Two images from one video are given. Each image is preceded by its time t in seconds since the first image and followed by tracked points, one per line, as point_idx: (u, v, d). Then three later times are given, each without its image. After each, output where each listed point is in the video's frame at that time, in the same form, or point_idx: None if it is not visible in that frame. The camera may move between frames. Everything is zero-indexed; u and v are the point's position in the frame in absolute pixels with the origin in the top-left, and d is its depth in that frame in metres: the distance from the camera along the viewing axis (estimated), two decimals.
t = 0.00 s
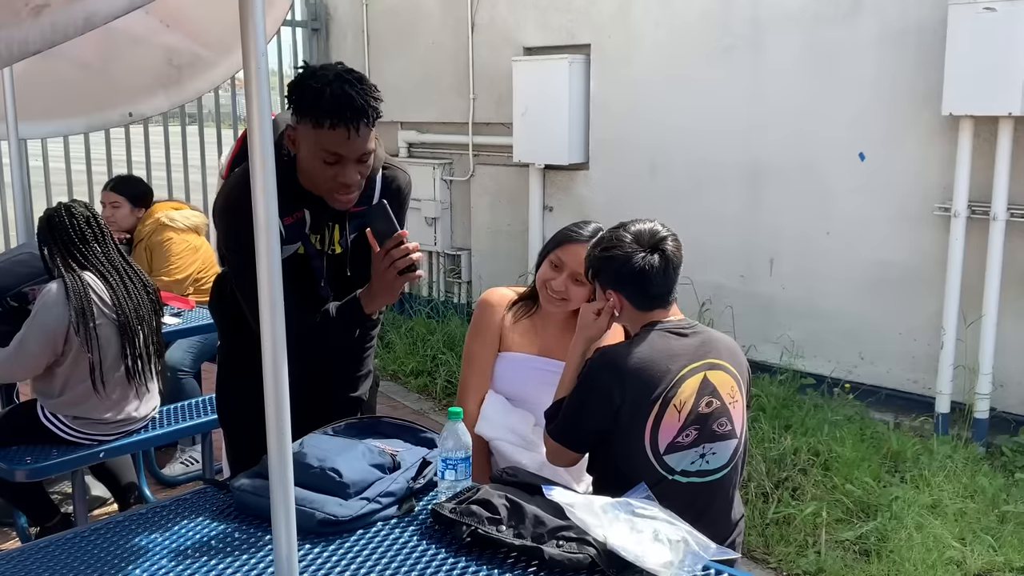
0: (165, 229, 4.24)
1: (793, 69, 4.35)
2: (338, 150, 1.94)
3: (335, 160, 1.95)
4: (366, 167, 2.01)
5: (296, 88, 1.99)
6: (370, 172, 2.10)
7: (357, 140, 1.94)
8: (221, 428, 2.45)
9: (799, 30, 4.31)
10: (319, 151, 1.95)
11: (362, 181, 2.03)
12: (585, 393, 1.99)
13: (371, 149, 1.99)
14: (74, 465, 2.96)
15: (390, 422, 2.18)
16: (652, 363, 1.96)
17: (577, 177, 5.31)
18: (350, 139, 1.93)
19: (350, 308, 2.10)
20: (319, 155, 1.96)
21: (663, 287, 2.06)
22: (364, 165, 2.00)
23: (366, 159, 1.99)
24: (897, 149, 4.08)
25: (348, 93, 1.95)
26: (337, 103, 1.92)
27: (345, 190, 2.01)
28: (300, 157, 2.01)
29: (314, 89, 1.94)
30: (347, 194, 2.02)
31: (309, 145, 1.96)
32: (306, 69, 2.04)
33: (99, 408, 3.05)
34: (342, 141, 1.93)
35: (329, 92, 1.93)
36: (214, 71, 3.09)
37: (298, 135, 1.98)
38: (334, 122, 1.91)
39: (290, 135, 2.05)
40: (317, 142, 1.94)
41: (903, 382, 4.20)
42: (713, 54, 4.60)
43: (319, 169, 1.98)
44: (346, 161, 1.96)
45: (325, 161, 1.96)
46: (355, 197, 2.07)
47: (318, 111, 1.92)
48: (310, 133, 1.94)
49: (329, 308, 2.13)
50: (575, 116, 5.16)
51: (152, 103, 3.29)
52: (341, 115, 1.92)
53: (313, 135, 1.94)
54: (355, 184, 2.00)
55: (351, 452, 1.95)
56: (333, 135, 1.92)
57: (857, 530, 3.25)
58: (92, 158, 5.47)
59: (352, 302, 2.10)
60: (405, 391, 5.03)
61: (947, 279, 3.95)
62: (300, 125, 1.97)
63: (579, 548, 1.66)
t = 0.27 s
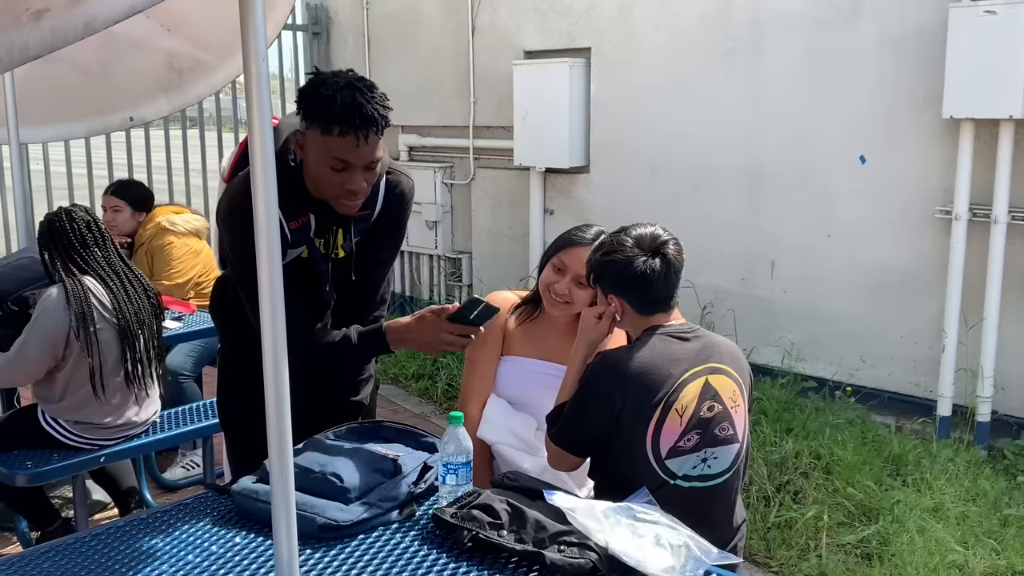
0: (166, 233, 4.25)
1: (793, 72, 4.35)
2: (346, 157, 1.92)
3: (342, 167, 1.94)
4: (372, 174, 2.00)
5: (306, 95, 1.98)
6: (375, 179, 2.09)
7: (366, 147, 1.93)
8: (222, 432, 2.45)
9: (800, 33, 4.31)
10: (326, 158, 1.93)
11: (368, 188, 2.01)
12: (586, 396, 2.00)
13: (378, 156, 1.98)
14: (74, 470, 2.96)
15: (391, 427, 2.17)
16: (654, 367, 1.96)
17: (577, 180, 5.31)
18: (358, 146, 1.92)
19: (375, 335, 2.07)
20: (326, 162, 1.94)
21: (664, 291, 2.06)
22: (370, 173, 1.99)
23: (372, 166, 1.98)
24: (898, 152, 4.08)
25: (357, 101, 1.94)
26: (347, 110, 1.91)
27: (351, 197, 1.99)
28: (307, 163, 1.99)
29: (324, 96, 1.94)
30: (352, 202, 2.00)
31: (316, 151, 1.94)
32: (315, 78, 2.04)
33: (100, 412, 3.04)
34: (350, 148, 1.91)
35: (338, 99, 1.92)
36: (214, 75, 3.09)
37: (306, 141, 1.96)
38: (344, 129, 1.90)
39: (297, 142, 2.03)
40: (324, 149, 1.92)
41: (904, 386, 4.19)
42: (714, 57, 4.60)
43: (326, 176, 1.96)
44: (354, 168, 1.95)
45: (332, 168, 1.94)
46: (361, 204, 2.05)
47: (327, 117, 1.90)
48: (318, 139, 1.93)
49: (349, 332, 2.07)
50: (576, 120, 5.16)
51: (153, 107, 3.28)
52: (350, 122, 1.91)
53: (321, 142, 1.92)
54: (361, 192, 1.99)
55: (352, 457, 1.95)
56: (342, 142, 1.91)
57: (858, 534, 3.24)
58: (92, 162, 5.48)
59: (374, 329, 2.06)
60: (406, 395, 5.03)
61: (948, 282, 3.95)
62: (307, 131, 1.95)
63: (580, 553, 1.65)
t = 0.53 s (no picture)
0: (169, 236, 4.26)
1: (795, 75, 4.35)
2: (375, 164, 1.95)
3: (370, 174, 1.97)
4: (395, 179, 2.04)
5: (325, 102, 1.97)
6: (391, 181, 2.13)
7: (394, 155, 1.97)
8: (223, 436, 2.45)
9: (801, 36, 4.31)
10: (354, 166, 1.95)
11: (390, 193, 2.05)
12: (587, 401, 1.99)
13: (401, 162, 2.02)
14: (77, 473, 2.96)
15: (394, 430, 2.17)
16: (656, 371, 1.95)
17: (580, 183, 5.31)
18: (388, 154, 1.96)
19: (405, 335, 2.00)
20: (354, 169, 1.96)
21: (670, 293, 2.06)
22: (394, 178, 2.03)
23: (396, 172, 2.02)
24: (900, 154, 4.08)
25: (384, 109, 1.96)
26: (377, 120, 1.92)
27: (375, 202, 2.03)
28: (330, 169, 2.00)
29: (352, 104, 1.93)
30: (376, 207, 2.04)
31: (343, 159, 1.95)
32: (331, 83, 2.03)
33: (102, 415, 3.04)
34: (380, 156, 1.95)
35: (366, 107, 1.93)
36: (217, 79, 3.09)
37: (330, 148, 1.96)
38: (374, 137, 1.93)
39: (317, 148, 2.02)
40: (353, 157, 1.94)
41: (907, 388, 4.19)
42: (715, 59, 4.61)
43: (352, 183, 1.98)
44: (381, 175, 1.98)
45: (360, 175, 1.97)
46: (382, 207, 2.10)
47: (357, 125, 1.92)
48: (346, 147, 1.94)
49: (381, 335, 2.01)
50: (578, 123, 5.16)
51: (155, 111, 3.27)
52: (381, 132, 1.93)
53: (350, 150, 1.94)
54: (384, 196, 2.03)
55: (354, 461, 1.95)
56: (372, 151, 1.94)
57: (862, 537, 3.24)
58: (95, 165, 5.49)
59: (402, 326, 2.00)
60: (408, 398, 5.03)
61: (951, 284, 3.94)
62: (333, 138, 1.95)
63: (583, 557, 1.65)
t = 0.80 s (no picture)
0: (171, 238, 4.25)
1: (797, 76, 4.35)
2: (410, 166, 1.98)
3: (404, 176, 1.98)
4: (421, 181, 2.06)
5: (357, 103, 1.97)
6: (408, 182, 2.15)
7: (426, 158, 2.00)
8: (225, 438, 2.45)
9: (803, 37, 4.31)
10: (387, 168, 1.96)
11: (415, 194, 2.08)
12: (590, 406, 1.96)
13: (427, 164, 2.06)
14: (79, 475, 2.96)
15: (395, 432, 2.17)
16: (659, 374, 1.94)
17: (582, 184, 5.31)
18: (422, 155, 1.99)
19: (427, 336, 1.97)
20: (387, 171, 1.96)
21: (688, 295, 2.05)
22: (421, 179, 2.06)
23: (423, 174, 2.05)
24: (903, 155, 4.07)
25: (415, 110, 2.00)
26: (412, 124, 1.95)
27: (404, 204, 2.05)
28: (359, 171, 1.99)
29: (384, 106, 1.94)
30: (403, 208, 2.06)
31: (376, 161, 1.95)
32: (355, 86, 2.02)
33: (105, 417, 3.04)
34: (414, 158, 1.97)
35: (400, 110, 1.95)
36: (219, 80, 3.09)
37: (361, 149, 1.96)
38: (409, 140, 1.95)
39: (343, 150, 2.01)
40: (387, 159, 1.95)
41: (910, 390, 4.18)
42: (717, 61, 4.60)
43: (384, 185, 1.98)
44: (412, 176, 2.00)
45: (393, 177, 1.98)
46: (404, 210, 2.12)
47: (393, 128, 1.94)
48: (379, 149, 1.94)
49: (402, 338, 1.97)
50: (580, 124, 5.16)
51: (158, 112, 3.26)
52: (416, 133, 1.96)
53: (384, 152, 1.95)
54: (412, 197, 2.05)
55: (356, 463, 1.95)
56: (408, 153, 1.96)
57: (864, 538, 3.23)
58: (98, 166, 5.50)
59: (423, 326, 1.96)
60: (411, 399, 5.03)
61: (954, 285, 3.93)
62: (365, 139, 1.95)
63: (586, 559, 1.64)
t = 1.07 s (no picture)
0: (172, 237, 4.24)
1: (797, 74, 4.35)
2: (425, 167, 1.99)
3: (419, 176, 1.99)
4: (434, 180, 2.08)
5: (374, 104, 1.97)
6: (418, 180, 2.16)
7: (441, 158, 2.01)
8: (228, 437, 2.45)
9: (804, 36, 4.30)
10: (403, 169, 1.97)
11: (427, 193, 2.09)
12: (592, 403, 1.97)
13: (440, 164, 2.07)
14: (80, 474, 2.96)
15: (397, 431, 2.17)
16: (660, 374, 1.95)
17: (583, 183, 5.31)
18: (438, 156, 2.00)
19: (441, 335, 1.93)
20: (403, 171, 1.97)
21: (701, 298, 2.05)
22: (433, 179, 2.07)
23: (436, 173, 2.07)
24: (904, 154, 4.07)
25: (430, 111, 2.00)
26: (429, 125, 1.96)
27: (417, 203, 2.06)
28: (374, 171, 1.99)
29: (401, 107, 1.94)
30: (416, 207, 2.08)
31: (392, 162, 1.96)
32: (370, 87, 2.02)
33: (105, 415, 3.05)
34: (430, 159, 1.98)
35: (416, 110, 1.96)
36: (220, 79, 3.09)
37: (377, 150, 1.96)
38: (426, 141, 1.96)
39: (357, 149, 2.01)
40: (404, 160, 1.96)
41: (911, 388, 4.18)
42: (718, 59, 4.60)
43: (399, 185, 1.99)
44: (426, 176, 2.01)
45: (409, 177, 1.98)
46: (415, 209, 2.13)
47: (410, 129, 1.94)
48: (396, 150, 1.95)
49: (418, 337, 1.93)
50: (581, 122, 5.15)
51: (158, 111, 3.24)
52: (432, 134, 1.97)
53: (401, 153, 1.95)
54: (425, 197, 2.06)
55: (357, 462, 1.95)
56: (424, 154, 1.96)
57: (865, 537, 3.23)
58: (98, 165, 5.50)
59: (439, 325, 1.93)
60: (411, 398, 5.03)
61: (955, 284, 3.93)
62: (382, 140, 1.95)
63: (587, 558, 1.65)
